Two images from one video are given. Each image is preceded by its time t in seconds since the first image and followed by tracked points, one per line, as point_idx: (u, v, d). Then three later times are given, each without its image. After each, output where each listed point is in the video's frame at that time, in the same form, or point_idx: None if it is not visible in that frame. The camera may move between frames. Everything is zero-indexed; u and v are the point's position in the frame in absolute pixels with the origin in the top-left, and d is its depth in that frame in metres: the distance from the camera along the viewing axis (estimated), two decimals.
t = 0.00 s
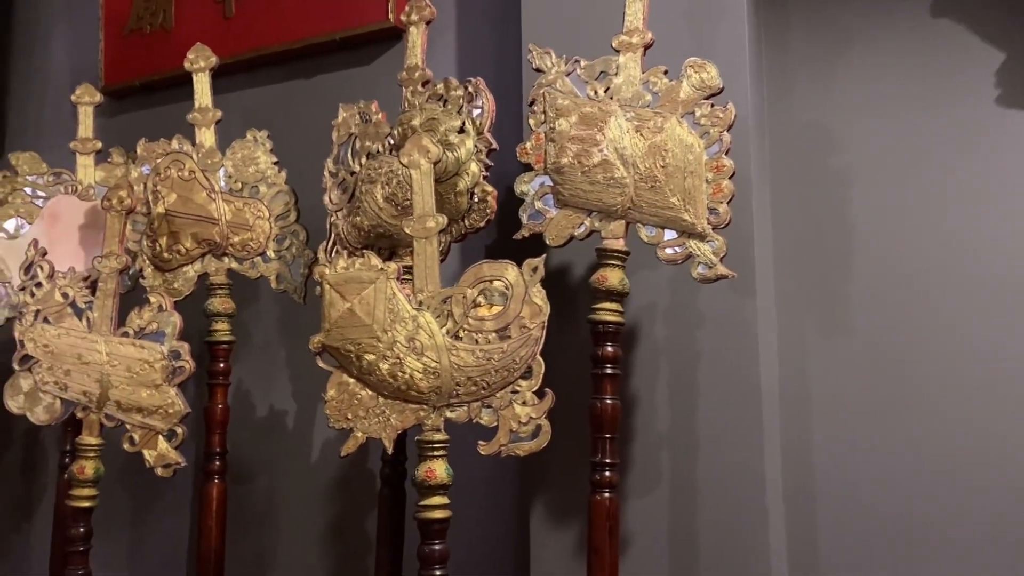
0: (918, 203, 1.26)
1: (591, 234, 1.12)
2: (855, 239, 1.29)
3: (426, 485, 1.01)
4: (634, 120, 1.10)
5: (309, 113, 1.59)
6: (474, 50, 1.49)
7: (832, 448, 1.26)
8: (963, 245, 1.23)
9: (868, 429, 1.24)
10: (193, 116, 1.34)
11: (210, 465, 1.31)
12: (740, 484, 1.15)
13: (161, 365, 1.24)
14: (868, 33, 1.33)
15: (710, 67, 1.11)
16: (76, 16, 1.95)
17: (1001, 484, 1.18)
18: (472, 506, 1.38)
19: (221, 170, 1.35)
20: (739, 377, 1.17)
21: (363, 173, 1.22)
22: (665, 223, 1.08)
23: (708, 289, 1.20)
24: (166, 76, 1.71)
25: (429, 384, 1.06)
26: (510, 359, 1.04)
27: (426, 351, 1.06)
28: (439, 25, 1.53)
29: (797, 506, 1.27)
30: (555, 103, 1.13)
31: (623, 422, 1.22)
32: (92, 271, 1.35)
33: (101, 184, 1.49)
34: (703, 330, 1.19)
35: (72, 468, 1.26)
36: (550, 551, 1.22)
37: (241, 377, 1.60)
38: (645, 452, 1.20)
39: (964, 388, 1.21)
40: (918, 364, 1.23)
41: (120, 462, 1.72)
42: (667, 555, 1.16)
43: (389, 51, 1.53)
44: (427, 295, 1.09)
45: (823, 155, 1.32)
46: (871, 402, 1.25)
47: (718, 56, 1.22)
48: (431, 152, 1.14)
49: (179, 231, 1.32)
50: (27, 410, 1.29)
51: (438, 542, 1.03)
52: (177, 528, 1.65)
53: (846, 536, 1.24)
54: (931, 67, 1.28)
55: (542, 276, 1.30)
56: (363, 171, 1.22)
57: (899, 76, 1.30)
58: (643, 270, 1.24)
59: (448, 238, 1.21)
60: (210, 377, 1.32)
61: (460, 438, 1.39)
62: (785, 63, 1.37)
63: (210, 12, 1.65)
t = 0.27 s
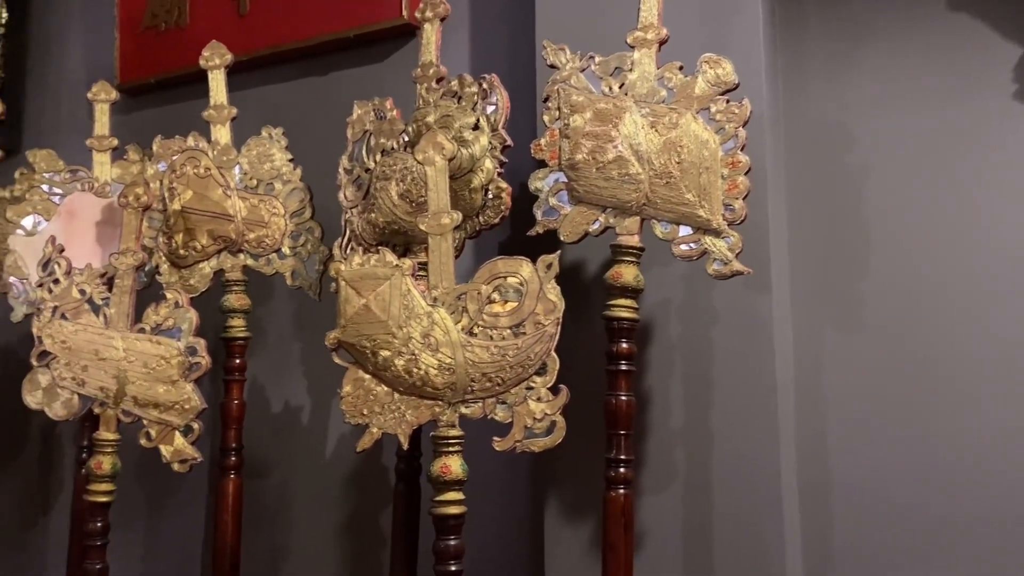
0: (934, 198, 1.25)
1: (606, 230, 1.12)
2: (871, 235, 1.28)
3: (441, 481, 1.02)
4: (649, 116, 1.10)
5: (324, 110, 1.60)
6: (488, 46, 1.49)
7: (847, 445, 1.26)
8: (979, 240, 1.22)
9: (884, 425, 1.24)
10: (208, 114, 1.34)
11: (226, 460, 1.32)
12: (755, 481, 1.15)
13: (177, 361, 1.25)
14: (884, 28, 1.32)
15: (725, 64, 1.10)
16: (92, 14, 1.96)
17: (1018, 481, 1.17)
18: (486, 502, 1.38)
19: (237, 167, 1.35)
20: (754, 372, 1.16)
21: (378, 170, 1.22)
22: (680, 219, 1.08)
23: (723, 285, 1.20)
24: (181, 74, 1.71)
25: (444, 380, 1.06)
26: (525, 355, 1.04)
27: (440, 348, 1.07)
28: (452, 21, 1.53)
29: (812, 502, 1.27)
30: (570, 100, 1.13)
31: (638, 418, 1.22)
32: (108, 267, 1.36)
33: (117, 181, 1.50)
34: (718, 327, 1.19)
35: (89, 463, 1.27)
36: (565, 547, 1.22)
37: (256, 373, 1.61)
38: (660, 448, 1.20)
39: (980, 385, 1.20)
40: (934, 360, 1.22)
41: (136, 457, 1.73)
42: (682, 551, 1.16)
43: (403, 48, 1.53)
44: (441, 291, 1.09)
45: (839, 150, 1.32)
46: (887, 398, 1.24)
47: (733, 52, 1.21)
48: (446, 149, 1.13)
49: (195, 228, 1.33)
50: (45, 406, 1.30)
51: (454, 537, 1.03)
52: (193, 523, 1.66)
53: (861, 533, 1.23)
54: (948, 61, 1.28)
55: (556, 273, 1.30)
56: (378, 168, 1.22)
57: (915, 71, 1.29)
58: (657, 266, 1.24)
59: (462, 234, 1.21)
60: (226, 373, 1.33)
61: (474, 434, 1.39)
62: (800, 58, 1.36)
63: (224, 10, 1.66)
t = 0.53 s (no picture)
0: (945, 196, 1.25)
1: (616, 229, 1.13)
2: (881, 233, 1.28)
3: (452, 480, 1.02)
4: (658, 115, 1.10)
5: (334, 110, 1.60)
6: (497, 45, 1.50)
7: (857, 444, 1.25)
8: (991, 238, 1.22)
9: (894, 423, 1.24)
10: (219, 113, 1.35)
11: (236, 459, 1.32)
12: (765, 479, 1.15)
13: (188, 360, 1.25)
14: (895, 26, 1.32)
15: (735, 62, 1.10)
16: (103, 15, 1.97)
17: None
18: (496, 501, 1.39)
19: (247, 166, 1.36)
20: (764, 371, 1.16)
21: (388, 169, 1.23)
22: (690, 218, 1.08)
23: (733, 284, 1.20)
24: (192, 73, 1.72)
25: (454, 379, 1.06)
26: (535, 354, 1.04)
27: (450, 346, 1.07)
28: (462, 21, 1.53)
29: (822, 501, 1.26)
30: (579, 99, 1.13)
31: (647, 418, 1.22)
32: (118, 266, 1.36)
33: (128, 181, 1.51)
34: (728, 326, 1.19)
35: (101, 461, 1.28)
36: (574, 546, 1.22)
37: (266, 372, 1.62)
38: (669, 447, 1.20)
39: (992, 383, 1.20)
40: (945, 359, 1.22)
41: (147, 456, 1.74)
42: (692, 550, 1.16)
43: (413, 48, 1.53)
44: (451, 290, 1.10)
45: (849, 149, 1.31)
46: (897, 397, 1.24)
47: (743, 50, 1.21)
48: (456, 148, 1.13)
49: (205, 227, 1.34)
50: (56, 404, 1.30)
51: (464, 536, 1.03)
52: (203, 522, 1.66)
53: (871, 532, 1.23)
54: (959, 59, 1.27)
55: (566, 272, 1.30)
56: (388, 167, 1.23)
57: (926, 69, 1.29)
58: (667, 265, 1.23)
59: (472, 233, 1.21)
60: (236, 372, 1.33)
61: (484, 434, 1.40)
62: (810, 57, 1.36)
63: (234, 9, 1.66)
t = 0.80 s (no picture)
0: (953, 196, 1.25)
1: (623, 230, 1.12)
2: (888, 234, 1.27)
3: (459, 480, 1.02)
4: (666, 116, 1.10)
5: (341, 111, 1.61)
6: (505, 47, 1.50)
7: (865, 444, 1.25)
8: (999, 238, 1.22)
9: (901, 424, 1.23)
10: (227, 115, 1.35)
11: (245, 458, 1.33)
12: (772, 480, 1.15)
13: (197, 360, 1.26)
14: (903, 26, 1.31)
15: (742, 63, 1.10)
16: (112, 16, 1.98)
17: None
18: (503, 501, 1.39)
19: (255, 167, 1.37)
20: (772, 371, 1.16)
21: (395, 170, 1.23)
22: (697, 219, 1.08)
23: (740, 285, 1.20)
24: (200, 75, 1.73)
25: (461, 380, 1.07)
26: (542, 355, 1.04)
27: (458, 347, 1.07)
28: (469, 22, 1.54)
29: (829, 502, 1.26)
30: (586, 100, 1.13)
31: (654, 419, 1.22)
32: (128, 268, 1.37)
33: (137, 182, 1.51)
34: (735, 327, 1.19)
35: (110, 461, 1.28)
36: (581, 546, 1.22)
37: (274, 372, 1.62)
38: (676, 448, 1.20)
39: (999, 383, 1.19)
40: (952, 359, 1.22)
41: (156, 456, 1.75)
42: (699, 551, 1.16)
43: (420, 49, 1.54)
44: (458, 291, 1.10)
45: (856, 149, 1.31)
46: (905, 399, 1.24)
47: (750, 51, 1.21)
48: (463, 149, 1.14)
49: (213, 228, 1.34)
50: (66, 404, 1.31)
51: (471, 536, 1.03)
52: (212, 521, 1.67)
53: (879, 533, 1.23)
54: (967, 60, 1.27)
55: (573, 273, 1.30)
56: (395, 168, 1.23)
57: (934, 68, 1.29)
58: (674, 266, 1.23)
59: (479, 235, 1.21)
60: (245, 372, 1.34)
61: (491, 434, 1.40)
62: (818, 57, 1.36)
63: (243, 11, 1.67)
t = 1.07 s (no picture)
0: (963, 198, 1.24)
1: (631, 233, 1.13)
2: (898, 236, 1.27)
3: (468, 481, 1.03)
4: (674, 119, 1.10)
5: (351, 114, 1.62)
6: (513, 49, 1.50)
7: (875, 447, 1.25)
8: (1010, 240, 1.21)
9: (912, 426, 1.23)
10: (237, 118, 1.36)
11: (255, 460, 1.33)
12: (782, 483, 1.15)
13: (207, 362, 1.27)
14: (912, 27, 1.31)
15: (751, 65, 1.10)
16: (122, 20, 1.99)
17: None
18: (512, 503, 1.39)
19: (265, 170, 1.37)
20: (781, 373, 1.16)
21: (404, 172, 1.24)
22: (706, 221, 1.08)
23: (749, 287, 1.19)
24: (210, 78, 1.74)
25: (470, 382, 1.07)
26: (551, 357, 1.04)
27: (467, 350, 1.07)
28: (478, 25, 1.54)
29: (839, 505, 1.26)
30: (594, 102, 1.13)
31: (663, 421, 1.22)
32: (139, 270, 1.38)
33: (150, 185, 1.50)
34: (745, 329, 1.19)
35: (121, 462, 1.29)
36: (589, 548, 1.23)
37: (283, 373, 1.63)
38: (686, 451, 1.20)
39: (1010, 385, 1.19)
40: (963, 362, 1.22)
41: (166, 457, 1.76)
42: (708, 553, 1.16)
43: (429, 52, 1.54)
44: (467, 294, 1.10)
45: (866, 151, 1.31)
46: (916, 401, 1.23)
47: (759, 54, 1.21)
48: (472, 152, 1.14)
49: (224, 231, 1.35)
50: (77, 405, 1.32)
51: (480, 538, 1.04)
52: (222, 522, 1.68)
53: (889, 536, 1.23)
54: (977, 61, 1.27)
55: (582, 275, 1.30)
56: (404, 171, 1.23)
57: (944, 70, 1.28)
58: (683, 268, 1.24)
59: (488, 237, 1.22)
60: (255, 374, 1.34)
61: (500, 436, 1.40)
62: (827, 58, 1.35)
63: (252, 15, 1.68)
